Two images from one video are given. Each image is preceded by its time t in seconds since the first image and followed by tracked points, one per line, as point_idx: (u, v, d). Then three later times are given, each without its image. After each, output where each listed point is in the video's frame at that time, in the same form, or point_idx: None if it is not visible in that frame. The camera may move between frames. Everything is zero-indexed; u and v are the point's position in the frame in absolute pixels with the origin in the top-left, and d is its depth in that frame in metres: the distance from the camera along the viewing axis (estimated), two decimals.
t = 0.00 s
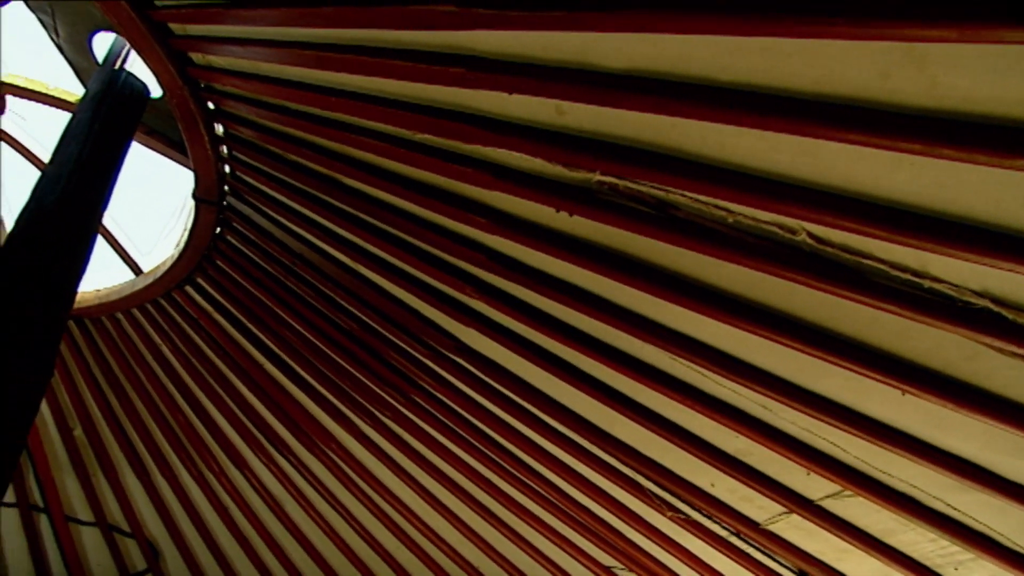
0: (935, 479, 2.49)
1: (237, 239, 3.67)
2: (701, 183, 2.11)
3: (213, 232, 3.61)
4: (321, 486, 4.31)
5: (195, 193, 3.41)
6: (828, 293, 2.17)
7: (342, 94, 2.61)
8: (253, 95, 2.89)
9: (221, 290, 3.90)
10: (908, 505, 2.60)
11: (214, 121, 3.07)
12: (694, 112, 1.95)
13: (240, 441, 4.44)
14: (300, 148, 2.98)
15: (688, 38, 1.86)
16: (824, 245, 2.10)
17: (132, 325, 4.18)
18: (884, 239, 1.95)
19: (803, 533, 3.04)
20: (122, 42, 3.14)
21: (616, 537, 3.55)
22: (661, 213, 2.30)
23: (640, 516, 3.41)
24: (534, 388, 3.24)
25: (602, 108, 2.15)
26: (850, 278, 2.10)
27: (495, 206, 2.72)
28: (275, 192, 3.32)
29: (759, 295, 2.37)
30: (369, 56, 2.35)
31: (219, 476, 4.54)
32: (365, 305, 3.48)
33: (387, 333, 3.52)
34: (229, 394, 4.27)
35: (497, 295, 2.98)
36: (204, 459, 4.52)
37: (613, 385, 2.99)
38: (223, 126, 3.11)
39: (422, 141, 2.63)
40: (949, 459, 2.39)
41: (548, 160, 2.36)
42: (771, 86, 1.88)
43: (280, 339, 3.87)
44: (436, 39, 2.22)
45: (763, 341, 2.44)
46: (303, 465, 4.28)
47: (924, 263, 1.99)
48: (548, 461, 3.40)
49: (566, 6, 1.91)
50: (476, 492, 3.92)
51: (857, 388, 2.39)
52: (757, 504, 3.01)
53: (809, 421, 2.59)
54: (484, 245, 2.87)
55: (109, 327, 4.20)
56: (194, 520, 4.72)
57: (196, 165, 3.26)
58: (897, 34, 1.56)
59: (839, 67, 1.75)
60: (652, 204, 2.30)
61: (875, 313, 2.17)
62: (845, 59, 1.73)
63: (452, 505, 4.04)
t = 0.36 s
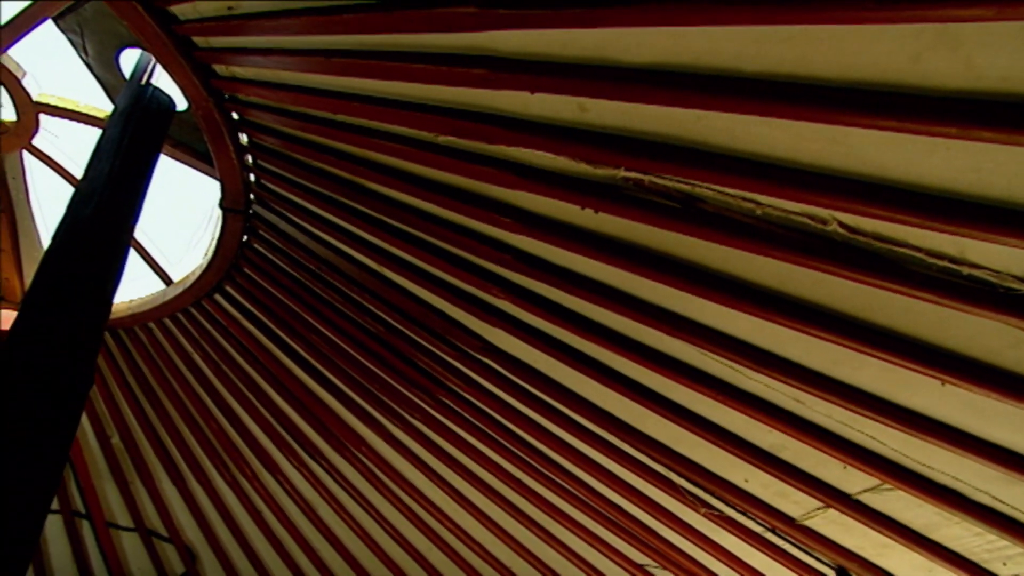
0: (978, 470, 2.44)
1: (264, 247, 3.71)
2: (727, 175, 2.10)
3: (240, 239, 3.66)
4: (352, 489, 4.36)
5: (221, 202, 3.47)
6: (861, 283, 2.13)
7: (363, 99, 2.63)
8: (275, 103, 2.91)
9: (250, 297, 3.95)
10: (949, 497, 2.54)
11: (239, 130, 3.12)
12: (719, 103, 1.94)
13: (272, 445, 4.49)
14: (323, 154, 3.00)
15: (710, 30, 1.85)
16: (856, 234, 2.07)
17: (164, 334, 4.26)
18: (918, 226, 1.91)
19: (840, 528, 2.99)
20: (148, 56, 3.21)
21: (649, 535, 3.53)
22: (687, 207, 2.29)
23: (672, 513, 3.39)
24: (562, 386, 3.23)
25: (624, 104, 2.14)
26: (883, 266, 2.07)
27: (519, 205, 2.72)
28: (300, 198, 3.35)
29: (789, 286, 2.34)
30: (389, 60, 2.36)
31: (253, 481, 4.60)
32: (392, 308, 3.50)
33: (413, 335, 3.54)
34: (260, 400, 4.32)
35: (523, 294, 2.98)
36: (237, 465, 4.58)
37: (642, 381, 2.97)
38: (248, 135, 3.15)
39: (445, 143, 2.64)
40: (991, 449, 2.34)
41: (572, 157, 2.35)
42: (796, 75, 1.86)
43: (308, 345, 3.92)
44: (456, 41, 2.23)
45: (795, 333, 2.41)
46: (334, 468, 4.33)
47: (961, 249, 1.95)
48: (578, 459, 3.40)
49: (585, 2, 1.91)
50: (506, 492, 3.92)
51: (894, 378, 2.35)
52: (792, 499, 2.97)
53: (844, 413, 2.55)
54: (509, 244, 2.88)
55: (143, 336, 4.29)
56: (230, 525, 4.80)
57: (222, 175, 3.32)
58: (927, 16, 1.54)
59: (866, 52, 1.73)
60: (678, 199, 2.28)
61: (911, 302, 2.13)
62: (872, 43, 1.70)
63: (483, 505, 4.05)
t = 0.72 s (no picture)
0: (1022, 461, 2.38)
1: (289, 253, 3.75)
2: (755, 167, 2.07)
3: (266, 246, 3.71)
4: (382, 492, 4.39)
5: (247, 211, 3.52)
6: (894, 272, 2.09)
7: (385, 103, 2.65)
8: (297, 111, 2.93)
9: (277, 304, 4.00)
10: (992, 490, 2.49)
11: (262, 139, 3.15)
12: (744, 95, 1.92)
13: (302, 449, 4.53)
14: (346, 159, 3.02)
15: (733, 21, 1.83)
16: (889, 223, 2.03)
17: (194, 342, 4.33)
18: (954, 212, 1.87)
19: (878, 523, 2.94)
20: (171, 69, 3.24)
21: (682, 533, 3.50)
22: (713, 201, 2.27)
23: (704, 510, 3.36)
24: (590, 384, 3.23)
25: (647, 99, 2.12)
26: (917, 255, 2.03)
27: (543, 204, 2.72)
28: (324, 204, 3.38)
29: (820, 277, 2.31)
30: (410, 64, 2.38)
31: (284, 485, 4.65)
32: (418, 311, 3.52)
33: (439, 337, 3.55)
34: (289, 405, 4.36)
35: (549, 293, 2.98)
36: (268, 469, 4.63)
37: (671, 378, 2.95)
38: (271, 143, 3.18)
39: (467, 145, 2.64)
40: None
41: (595, 154, 2.34)
42: (823, 62, 1.83)
43: (335, 348, 3.95)
44: (476, 42, 2.23)
45: (826, 325, 2.38)
46: (364, 471, 4.37)
47: (1000, 234, 1.90)
48: (608, 458, 3.39)
49: None
50: (536, 492, 3.93)
51: (931, 369, 2.31)
52: (828, 494, 2.93)
53: (880, 406, 2.51)
54: (533, 244, 2.87)
55: (174, 344, 4.38)
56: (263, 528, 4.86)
57: (247, 184, 3.37)
58: None
59: (896, 36, 1.69)
60: (704, 193, 2.27)
61: (947, 291, 2.08)
62: (902, 28, 1.67)
63: (512, 505, 4.06)
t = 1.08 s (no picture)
0: None
1: (316, 259, 3.78)
2: (783, 157, 2.05)
3: (293, 253, 3.75)
4: (414, 493, 4.42)
5: (274, 218, 3.57)
6: (930, 259, 2.05)
7: (406, 107, 2.66)
8: (318, 117, 2.93)
9: (305, 309, 4.03)
10: None
11: (286, 147, 3.19)
12: (771, 84, 1.89)
13: (334, 453, 4.57)
14: (369, 164, 3.04)
15: (758, 10, 1.80)
16: (924, 209, 1.99)
17: (226, 350, 4.40)
18: (992, 196, 1.83)
19: (919, 517, 2.88)
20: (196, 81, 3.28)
21: (716, 529, 3.47)
22: (742, 193, 2.25)
23: (739, 506, 3.32)
24: (620, 381, 3.21)
25: (671, 92, 2.11)
26: (954, 241, 1.99)
27: (567, 202, 2.71)
28: (349, 209, 3.40)
29: (853, 267, 2.26)
30: (431, 67, 2.39)
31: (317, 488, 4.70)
32: (444, 313, 3.53)
33: (467, 338, 3.56)
34: (320, 409, 4.41)
35: (576, 291, 2.97)
36: (301, 473, 4.68)
37: (703, 373, 2.92)
38: (295, 151, 3.21)
39: (490, 145, 2.64)
40: None
41: (620, 150, 2.33)
42: (852, 48, 1.80)
43: (364, 352, 3.98)
44: (496, 42, 2.23)
45: (861, 315, 2.34)
46: (395, 473, 4.40)
47: None
48: (639, 455, 3.37)
49: None
50: (567, 491, 3.92)
51: (972, 357, 2.26)
52: (866, 488, 2.88)
53: (919, 397, 2.46)
54: (559, 242, 2.87)
55: (206, 353, 4.45)
56: (297, 531, 4.92)
57: (271, 192, 3.41)
58: None
59: (928, 18, 1.66)
60: (732, 185, 2.25)
61: (987, 276, 2.04)
62: (934, 9, 1.63)
63: (544, 505, 4.07)
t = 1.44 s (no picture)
0: None
1: (343, 265, 3.81)
2: (812, 146, 2.02)
3: (319, 259, 3.79)
4: (445, 494, 4.44)
5: (300, 224, 3.61)
6: (968, 245, 2.00)
7: (428, 110, 2.66)
8: (341, 124, 2.96)
9: (333, 314, 4.07)
10: None
11: (310, 154, 3.22)
12: (798, 72, 1.87)
13: (365, 455, 4.60)
14: (392, 168, 3.05)
15: None
16: (960, 194, 1.95)
17: (257, 356, 4.46)
18: None
19: (963, 510, 2.81)
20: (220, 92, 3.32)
21: (752, 526, 3.43)
22: (770, 183, 2.22)
23: (775, 501, 3.28)
24: (650, 378, 3.19)
25: (695, 85, 2.09)
26: (993, 225, 1.95)
27: (592, 199, 2.70)
28: (374, 214, 3.42)
29: (886, 255, 2.22)
30: (452, 69, 2.39)
31: (349, 491, 4.74)
32: (471, 313, 3.54)
33: (494, 338, 3.57)
34: (350, 413, 4.44)
35: (603, 288, 2.96)
36: (333, 476, 4.73)
37: (734, 367, 2.89)
38: (319, 158, 3.24)
39: (513, 145, 2.64)
40: None
41: (644, 145, 2.32)
42: (882, 32, 1.77)
43: (392, 354, 4.01)
44: (517, 41, 2.23)
45: (896, 304, 2.29)
46: (426, 475, 4.43)
47: None
48: (672, 452, 3.34)
49: None
50: (598, 489, 3.90)
51: (1014, 343, 2.21)
52: (907, 481, 2.82)
53: (959, 386, 2.41)
54: (585, 239, 2.86)
55: (238, 359, 4.51)
56: (331, 534, 4.98)
57: (297, 199, 3.45)
58: None
59: None
60: (760, 176, 2.22)
61: None
62: None
63: (576, 503, 4.06)
